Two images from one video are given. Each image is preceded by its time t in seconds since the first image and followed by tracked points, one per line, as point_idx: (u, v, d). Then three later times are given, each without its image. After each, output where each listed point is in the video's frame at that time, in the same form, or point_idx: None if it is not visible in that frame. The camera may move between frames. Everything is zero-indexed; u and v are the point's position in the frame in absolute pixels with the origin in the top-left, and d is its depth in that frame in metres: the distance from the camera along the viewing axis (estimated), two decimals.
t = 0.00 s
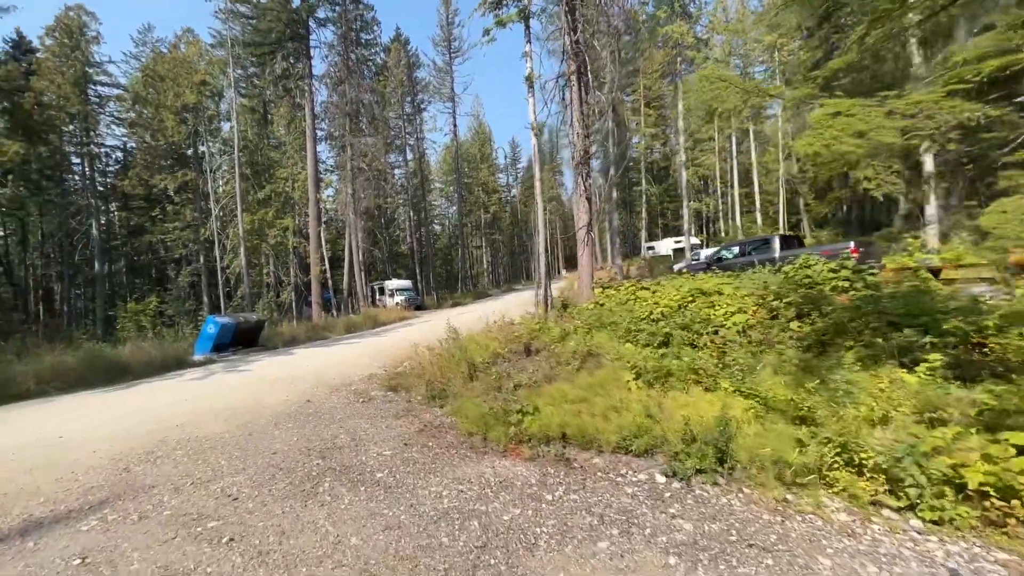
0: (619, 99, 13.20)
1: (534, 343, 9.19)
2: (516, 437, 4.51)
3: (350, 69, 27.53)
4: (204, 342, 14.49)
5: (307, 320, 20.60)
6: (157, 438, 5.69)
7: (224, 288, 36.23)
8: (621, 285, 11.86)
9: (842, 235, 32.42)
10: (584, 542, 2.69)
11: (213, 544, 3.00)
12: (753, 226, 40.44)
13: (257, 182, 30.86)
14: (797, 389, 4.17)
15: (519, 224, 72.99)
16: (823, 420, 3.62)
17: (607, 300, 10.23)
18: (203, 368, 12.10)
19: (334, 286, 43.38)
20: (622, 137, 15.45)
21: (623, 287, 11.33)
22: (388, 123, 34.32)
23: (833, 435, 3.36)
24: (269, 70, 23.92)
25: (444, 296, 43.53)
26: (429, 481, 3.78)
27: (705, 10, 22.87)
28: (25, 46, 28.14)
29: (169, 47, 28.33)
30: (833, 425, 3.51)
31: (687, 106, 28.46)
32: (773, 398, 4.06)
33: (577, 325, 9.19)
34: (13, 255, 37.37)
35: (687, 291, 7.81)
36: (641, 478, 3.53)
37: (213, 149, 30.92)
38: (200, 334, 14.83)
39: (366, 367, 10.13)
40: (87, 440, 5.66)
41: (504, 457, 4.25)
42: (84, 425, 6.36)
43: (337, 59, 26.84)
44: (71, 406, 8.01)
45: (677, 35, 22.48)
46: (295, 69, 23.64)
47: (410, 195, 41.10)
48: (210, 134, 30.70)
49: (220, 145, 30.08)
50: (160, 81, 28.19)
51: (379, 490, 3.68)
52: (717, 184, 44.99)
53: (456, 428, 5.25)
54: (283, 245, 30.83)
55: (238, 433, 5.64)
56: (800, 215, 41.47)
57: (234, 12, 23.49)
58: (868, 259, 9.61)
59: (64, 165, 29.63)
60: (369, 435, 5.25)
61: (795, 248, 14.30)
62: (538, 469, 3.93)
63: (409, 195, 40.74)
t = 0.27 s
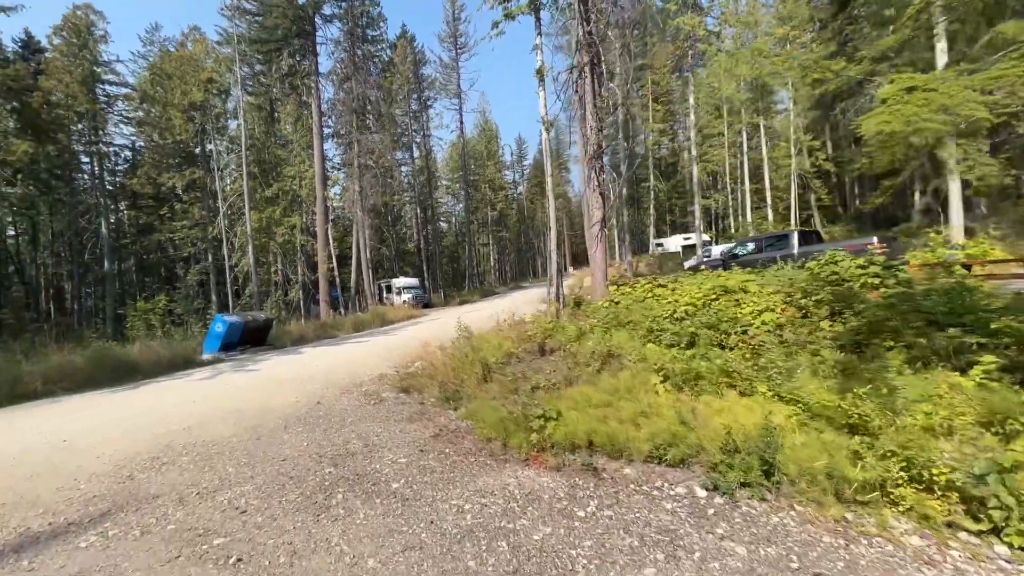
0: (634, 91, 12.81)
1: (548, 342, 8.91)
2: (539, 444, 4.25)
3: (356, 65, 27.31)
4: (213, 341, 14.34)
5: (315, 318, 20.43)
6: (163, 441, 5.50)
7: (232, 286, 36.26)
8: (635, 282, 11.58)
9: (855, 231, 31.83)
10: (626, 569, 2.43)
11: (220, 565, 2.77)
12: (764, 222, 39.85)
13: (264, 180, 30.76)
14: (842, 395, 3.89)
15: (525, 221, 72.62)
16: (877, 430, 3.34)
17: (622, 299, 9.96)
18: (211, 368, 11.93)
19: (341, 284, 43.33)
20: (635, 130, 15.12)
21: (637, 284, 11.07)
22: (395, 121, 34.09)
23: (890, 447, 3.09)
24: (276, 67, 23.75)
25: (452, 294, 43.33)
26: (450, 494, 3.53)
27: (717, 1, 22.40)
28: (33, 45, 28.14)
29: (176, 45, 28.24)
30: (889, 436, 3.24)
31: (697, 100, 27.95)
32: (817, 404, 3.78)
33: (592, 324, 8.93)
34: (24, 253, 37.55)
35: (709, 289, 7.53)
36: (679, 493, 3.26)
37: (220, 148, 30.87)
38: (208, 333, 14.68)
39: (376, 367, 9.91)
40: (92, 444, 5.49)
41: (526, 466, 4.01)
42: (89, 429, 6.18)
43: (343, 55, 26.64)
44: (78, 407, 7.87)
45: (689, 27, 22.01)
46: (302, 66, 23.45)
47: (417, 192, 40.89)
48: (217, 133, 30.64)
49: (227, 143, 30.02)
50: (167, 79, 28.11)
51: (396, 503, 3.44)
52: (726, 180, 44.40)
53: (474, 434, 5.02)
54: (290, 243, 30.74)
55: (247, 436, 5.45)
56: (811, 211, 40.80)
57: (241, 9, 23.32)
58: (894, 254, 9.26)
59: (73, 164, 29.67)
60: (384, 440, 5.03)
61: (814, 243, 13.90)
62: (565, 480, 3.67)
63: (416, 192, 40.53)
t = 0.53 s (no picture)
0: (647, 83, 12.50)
1: (563, 341, 8.67)
2: (563, 449, 4.03)
3: (362, 63, 27.16)
4: (220, 341, 14.18)
5: (322, 317, 20.27)
6: (169, 445, 5.32)
7: (239, 286, 36.23)
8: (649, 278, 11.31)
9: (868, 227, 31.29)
10: None
11: None
12: (773, 218, 39.34)
13: (271, 179, 30.64)
14: (889, 397, 3.64)
15: (530, 219, 72.27)
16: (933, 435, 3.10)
17: (637, 296, 9.68)
18: (219, 368, 11.77)
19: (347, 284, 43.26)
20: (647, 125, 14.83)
21: (652, 281, 10.79)
22: (401, 119, 33.91)
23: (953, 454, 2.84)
24: (281, 66, 23.59)
25: (458, 292, 43.16)
26: (473, 503, 3.31)
27: None
28: (40, 46, 28.14)
29: (182, 44, 28.21)
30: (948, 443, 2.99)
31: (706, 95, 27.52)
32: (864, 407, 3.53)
33: (607, 322, 8.69)
34: (32, 254, 37.69)
35: (730, 285, 7.28)
36: (722, 503, 3.02)
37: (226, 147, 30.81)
38: (216, 333, 14.53)
39: (385, 367, 9.71)
40: (96, 449, 5.33)
41: (551, 473, 3.78)
42: (95, 432, 6.02)
43: (349, 53, 26.49)
44: (83, 410, 7.71)
45: (698, 20, 21.63)
46: (308, 64, 23.30)
47: (423, 191, 40.71)
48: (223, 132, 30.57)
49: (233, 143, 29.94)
50: (173, 79, 28.20)
51: (416, 514, 3.23)
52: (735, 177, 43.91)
53: (492, 437, 4.80)
54: (297, 242, 30.63)
55: (256, 440, 5.26)
56: (821, 207, 40.23)
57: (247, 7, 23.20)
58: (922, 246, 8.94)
59: (81, 165, 29.69)
60: (399, 443, 4.82)
61: (832, 239, 13.54)
62: (595, 488, 3.45)
63: (421, 191, 40.34)
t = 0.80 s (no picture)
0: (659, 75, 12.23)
1: (577, 339, 8.44)
2: (591, 453, 3.82)
3: (367, 61, 27.00)
4: (227, 341, 14.02)
5: (329, 316, 20.15)
6: (177, 449, 5.15)
7: (246, 285, 36.24)
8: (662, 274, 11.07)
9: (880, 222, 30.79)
10: None
11: None
12: (783, 214, 38.85)
13: (277, 179, 30.57)
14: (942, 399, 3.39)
15: (536, 217, 71.99)
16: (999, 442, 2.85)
17: (651, 293, 9.43)
18: (226, 368, 11.63)
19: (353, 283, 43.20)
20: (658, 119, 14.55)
21: (667, 277, 10.52)
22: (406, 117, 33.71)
23: None
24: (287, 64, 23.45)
25: (464, 291, 42.98)
26: (500, 514, 3.11)
27: None
28: (47, 48, 28.20)
29: (188, 44, 28.16)
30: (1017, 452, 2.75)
31: (715, 90, 27.12)
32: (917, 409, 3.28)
33: (623, 319, 8.45)
34: (41, 255, 37.87)
35: (752, 280, 7.03)
36: (769, 515, 2.80)
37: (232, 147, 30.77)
38: (223, 332, 14.41)
39: (395, 366, 9.52)
40: (103, 453, 5.16)
41: (579, 480, 3.57)
42: (102, 435, 5.87)
43: (354, 51, 26.31)
44: (90, 412, 7.57)
45: (707, 13, 21.30)
46: (313, 63, 23.16)
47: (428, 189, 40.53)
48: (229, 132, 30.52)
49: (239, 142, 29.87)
50: (180, 79, 27.91)
51: (438, 526, 3.03)
52: (743, 172, 43.42)
53: (512, 441, 4.60)
54: (303, 241, 30.55)
55: (266, 443, 5.09)
56: (831, 203, 39.69)
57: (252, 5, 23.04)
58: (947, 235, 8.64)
59: (88, 165, 29.75)
60: (414, 446, 4.62)
61: (849, 234, 13.21)
62: (629, 497, 3.23)
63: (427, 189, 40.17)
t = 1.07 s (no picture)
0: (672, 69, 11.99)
1: (591, 338, 8.23)
2: (619, 460, 3.60)
3: (372, 59, 26.87)
4: (234, 341, 13.99)
5: (335, 316, 20.01)
6: (182, 455, 4.97)
7: (252, 286, 36.23)
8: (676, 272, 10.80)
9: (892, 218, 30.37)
10: None
11: None
12: (791, 210, 38.39)
13: (282, 178, 30.48)
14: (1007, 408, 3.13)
15: (540, 215, 71.72)
16: None
17: (666, 292, 9.19)
18: (233, 369, 11.48)
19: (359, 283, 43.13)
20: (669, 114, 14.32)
21: (681, 274, 10.27)
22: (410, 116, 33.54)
23: None
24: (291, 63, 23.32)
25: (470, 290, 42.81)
26: (527, 529, 2.91)
27: None
28: (53, 50, 28.27)
29: (192, 44, 28.07)
30: None
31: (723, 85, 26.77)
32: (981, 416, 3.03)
33: (639, 318, 8.22)
34: (48, 256, 37.99)
35: (774, 277, 6.78)
36: (824, 533, 2.58)
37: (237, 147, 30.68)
38: (230, 333, 14.27)
39: (404, 367, 9.32)
40: (106, 459, 4.99)
41: (608, 490, 3.36)
42: (106, 440, 5.71)
43: (358, 50, 26.16)
44: (95, 415, 7.42)
45: (716, 7, 20.98)
46: (317, 62, 23.00)
47: (433, 188, 40.36)
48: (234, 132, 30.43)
49: (243, 142, 29.75)
50: (185, 79, 27.76)
51: (461, 542, 2.83)
52: (750, 169, 42.98)
53: (532, 446, 4.40)
54: (309, 241, 30.43)
55: (274, 448, 4.90)
56: (840, 199, 39.21)
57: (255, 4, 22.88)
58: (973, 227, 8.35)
59: (94, 167, 29.75)
60: (428, 452, 4.42)
61: (867, 229, 12.89)
62: (664, 509, 3.02)
63: (432, 188, 40.01)
